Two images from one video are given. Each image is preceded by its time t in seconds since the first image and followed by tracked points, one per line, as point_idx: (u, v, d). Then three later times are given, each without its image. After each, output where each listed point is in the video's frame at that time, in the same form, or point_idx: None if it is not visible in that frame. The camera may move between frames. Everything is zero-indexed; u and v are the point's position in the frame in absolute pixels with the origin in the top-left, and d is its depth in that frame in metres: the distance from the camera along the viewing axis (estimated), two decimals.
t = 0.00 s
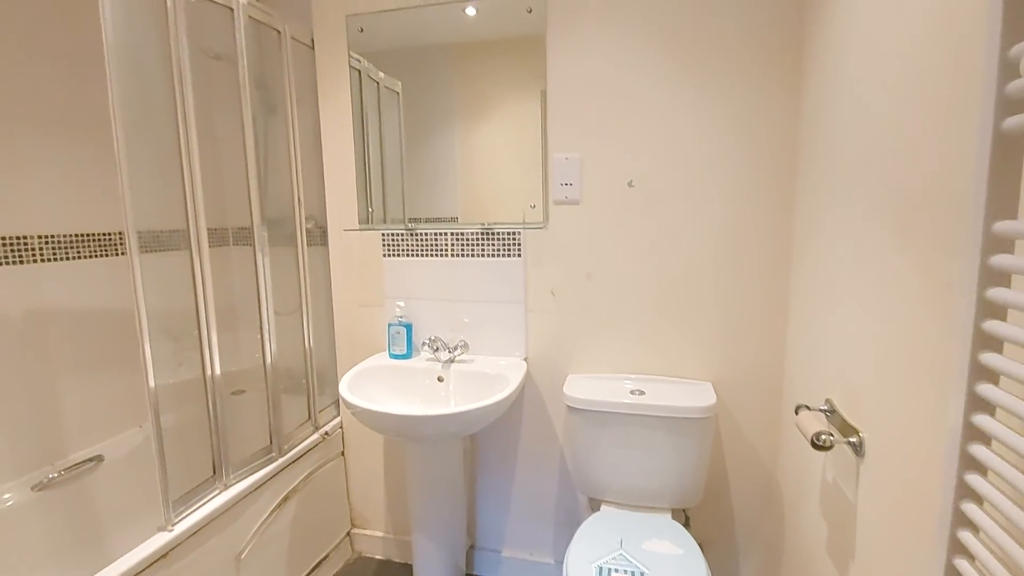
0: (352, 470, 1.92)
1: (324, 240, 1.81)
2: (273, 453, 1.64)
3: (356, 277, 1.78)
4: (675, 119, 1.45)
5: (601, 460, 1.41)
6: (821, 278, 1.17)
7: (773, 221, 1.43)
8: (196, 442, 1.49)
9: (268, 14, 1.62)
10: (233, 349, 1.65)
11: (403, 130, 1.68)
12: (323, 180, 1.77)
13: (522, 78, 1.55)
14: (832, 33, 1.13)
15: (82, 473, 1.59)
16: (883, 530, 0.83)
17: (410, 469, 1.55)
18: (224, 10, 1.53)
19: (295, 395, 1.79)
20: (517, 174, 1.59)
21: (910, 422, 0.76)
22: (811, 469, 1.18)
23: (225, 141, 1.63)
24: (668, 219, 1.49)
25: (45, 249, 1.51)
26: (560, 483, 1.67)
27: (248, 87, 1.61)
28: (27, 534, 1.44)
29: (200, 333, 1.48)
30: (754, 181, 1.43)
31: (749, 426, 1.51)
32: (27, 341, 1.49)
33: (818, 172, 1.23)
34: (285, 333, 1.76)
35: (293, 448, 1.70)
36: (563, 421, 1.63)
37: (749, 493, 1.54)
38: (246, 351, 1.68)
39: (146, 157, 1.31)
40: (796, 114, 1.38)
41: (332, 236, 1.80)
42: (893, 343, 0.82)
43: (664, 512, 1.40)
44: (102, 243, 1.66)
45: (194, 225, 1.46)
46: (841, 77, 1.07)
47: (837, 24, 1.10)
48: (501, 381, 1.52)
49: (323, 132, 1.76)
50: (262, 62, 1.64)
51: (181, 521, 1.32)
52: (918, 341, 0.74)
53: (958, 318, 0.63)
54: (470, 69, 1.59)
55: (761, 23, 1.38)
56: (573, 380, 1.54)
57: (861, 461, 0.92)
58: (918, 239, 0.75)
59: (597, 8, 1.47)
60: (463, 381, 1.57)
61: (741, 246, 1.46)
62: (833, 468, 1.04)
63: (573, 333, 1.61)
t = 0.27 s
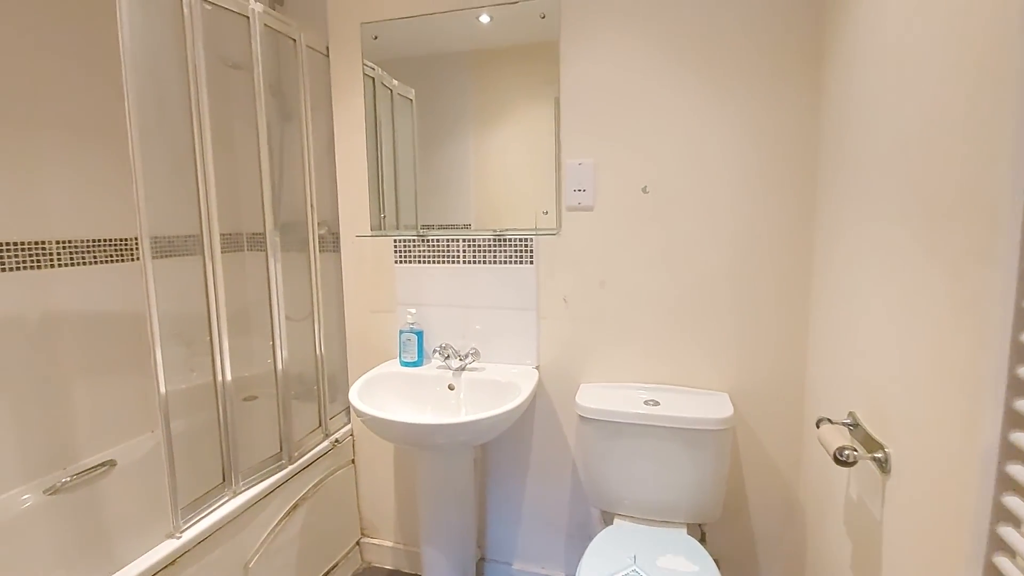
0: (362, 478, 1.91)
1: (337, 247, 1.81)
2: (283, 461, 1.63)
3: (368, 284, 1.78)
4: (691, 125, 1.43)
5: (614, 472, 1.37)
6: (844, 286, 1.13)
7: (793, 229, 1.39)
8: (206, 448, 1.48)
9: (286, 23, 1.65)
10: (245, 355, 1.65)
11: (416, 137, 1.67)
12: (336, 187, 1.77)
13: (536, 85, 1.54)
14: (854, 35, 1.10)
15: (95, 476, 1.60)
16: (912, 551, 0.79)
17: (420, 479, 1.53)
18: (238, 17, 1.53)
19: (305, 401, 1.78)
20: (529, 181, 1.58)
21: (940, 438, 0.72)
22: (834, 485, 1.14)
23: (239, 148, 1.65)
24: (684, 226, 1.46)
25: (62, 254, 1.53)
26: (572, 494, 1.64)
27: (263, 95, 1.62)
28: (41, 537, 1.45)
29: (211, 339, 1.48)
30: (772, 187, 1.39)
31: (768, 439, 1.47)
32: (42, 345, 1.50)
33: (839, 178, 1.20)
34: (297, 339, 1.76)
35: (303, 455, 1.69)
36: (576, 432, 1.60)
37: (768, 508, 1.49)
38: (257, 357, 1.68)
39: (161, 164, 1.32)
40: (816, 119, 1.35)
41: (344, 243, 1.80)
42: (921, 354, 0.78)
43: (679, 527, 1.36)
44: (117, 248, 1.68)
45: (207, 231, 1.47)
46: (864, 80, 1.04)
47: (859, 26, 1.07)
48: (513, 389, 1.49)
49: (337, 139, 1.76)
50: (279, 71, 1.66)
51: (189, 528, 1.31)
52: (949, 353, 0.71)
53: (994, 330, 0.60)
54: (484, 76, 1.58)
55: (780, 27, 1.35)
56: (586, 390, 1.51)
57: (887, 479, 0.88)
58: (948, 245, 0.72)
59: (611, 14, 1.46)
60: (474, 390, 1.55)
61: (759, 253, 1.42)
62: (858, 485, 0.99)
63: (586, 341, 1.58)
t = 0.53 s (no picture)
0: (374, 483, 1.89)
1: (350, 250, 1.80)
2: (294, 465, 1.62)
3: (382, 287, 1.77)
4: (711, 126, 1.39)
5: (629, 483, 1.33)
6: (873, 294, 1.08)
7: (817, 233, 1.34)
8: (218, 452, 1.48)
9: (299, 26, 1.63)
10: (258, 358, 1.64)
11: (432, 140, 1.66)
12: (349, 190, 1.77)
13: (552, 87, 1.52)
14: (884, 31, 1.05)
15: (111, 478, 1.60)
16: None
17: (431, 486, 1.51)
18: (251, 21, 1.52)
19: (318, 405, 1.77)
20: (544, 184, 1.55)
21: (978, 459, 0.67)
22: (863, 502, 1.09)
23: (253, 152, 1.65)
24: (703, 230, 1.42)
25: (81, 257, 1.55)
26: (587, 505, 1.60)
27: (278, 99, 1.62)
28: (56, 538, 1.45)
29: (223, 342, 1.48)
30: (795, 190, 1.34)
31: (790, 451, 1.42)
32: (60, 347, 1.52)
33: (867, 180, 1.15)
34: (311, 343, 1.75)
35: (315, 459, 1.68)
36: (590, 440, 1.56)
37: (790, 524, 1.43)
38: (270, 360, 1.68)
39: (175, 168, 1.32)
40: (843, 120, 1.29)
41: (357, 246, 1.79)
42: (956, 367, 0.73)
43: (697, 542, 1.31)
44: (134, 251, 1.69)
45: (219, 234, 1.47)
46: (894, 78, 0.99)
47: (890, 22, 1.02)
48: (525, 397, 1.46)
49: (351, 142, 1.75)
50: (294, 75, 1.66)
51: (199, 533, 1.30)
52: (987, 367, 0.66)
53: None
54: (500, 78, 1.56)
55: (804, 24, 1.30)
56: (600, 398, 1.47)
57: (920, 500, 0.83)
58: (986, 252, 0.67)
59: (628, 13, 1.42)
60: (486, 396, 1.53)
61: (781, 259, 1.37)
62: (888, 504, 0.94)
63: (601, 348, 1.54)
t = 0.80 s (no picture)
0: (393, 488, 1.89)
1: (370, 254, 1.80)
2: (313, 468, 1.62)
3: (401, 292, 1.76)
4: (737, 127, 1.34)
5: (651, 496, 1.30)
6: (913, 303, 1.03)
7: (850, 238, 1.28)
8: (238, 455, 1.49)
9: (320, 31, 1.63)
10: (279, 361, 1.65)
11: (454, 144, 1.65)
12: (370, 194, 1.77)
13: (573, 89, 1.49)
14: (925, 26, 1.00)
15: (136, 478, 1.62)
16: None
17: (448, 493, 1.49)
18: (273, 26, 1.52)
19: (337, 409, 1.78)
20: (565, 188, 1.53)
21: None
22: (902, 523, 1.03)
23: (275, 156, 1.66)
24: (728, 234, 1.38)
25: (110, 261, 1.59)
26: (607, 515, 1.56)
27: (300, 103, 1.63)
28: (83, 536, 1.48)
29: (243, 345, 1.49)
30: (827, 194, 1.29)
31: (821, 465, 1.36)
32: (88, 349, 1.55)
33: (906, 183, 1.09)
34: (331, 346, 1.75)
35: (334, 463, 1.68)
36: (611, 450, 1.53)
37: (821, 541, 1.37)
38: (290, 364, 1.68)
39: (199, 173, 1.34)
40: (878, 119, 1.24)
41: (377, 250, 1.79)
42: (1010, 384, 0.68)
43: (722, 558, 1.26)
44: (160, 255, 1.73)
45: (241, 238, 1.47)
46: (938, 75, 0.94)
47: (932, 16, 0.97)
48: (544, 404, 1.43)
49: (371, 147, 1.76)
50: (316, 79, 1.66)
51: (219, 535, 1.31)
52: None
53: None
54: (522, 81, 1.55)
55: (837, 20, 1.25)
56: (622, 407, 1.43)
57: (964, 525, 0.78)
58: None
59: (651, 13, 1.39)
60: (505, 403, 1.50)
61: (812, 264, 1.32)
62: (930, 526, 0.89)
63: (622, 355, 1.51)
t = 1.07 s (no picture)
0: (414, 496, 1.88)
1: (393, 261, 1.81)
2: (334, 476, 1.62)
3: (423, 299, 1.76)
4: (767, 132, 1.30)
5: (676, 513, 1.25)
6: (960, 317, 0.97)
7: (889, 247, 1.22)
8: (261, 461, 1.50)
9: (346, 42, 1.65)
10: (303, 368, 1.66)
11: (477, 151, 1.65)
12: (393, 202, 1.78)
13: (597, 94, 1.47)
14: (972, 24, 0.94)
15: (164, 480, 1.65)
16: None
17: (468, 504, 1.47)
18: (299, 38, 1.53)
19: (359, 416, 1.78)
20: (588, 196, 1.50)
21: None
22: (947, 550, 0.97)
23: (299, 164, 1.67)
24: (758, 243, 1.33)
25: (142, 267, 1.62)
26: (630, 531, 1.52)
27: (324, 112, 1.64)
28: (112, 538, 1.50)
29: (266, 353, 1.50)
30: (864, 201, 1.23)
31: (857, 485, 1.30)
32: (119, 354, 1.58)
33: (951, 190, 1.03)
34: (353, 354, 1.75)
35: (355, 471, 1.68)
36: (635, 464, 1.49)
37: (857, 564, 1.31)
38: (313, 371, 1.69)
39: (225, 182, 1.35)
40: (918, 123, 1.18)
41: (400, 257, 1.80)
42: None
43: None
44: (190, 262, 1.76)
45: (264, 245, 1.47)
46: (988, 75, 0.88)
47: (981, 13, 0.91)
48: (566, 416, 1.40)
49: (395, 154, 1.77)
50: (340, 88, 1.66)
51: (240, 542, 1.31)
52: None
53: None
54: (545, 87, 1.53)
55: (874, 19, 1.19)
56: (646, 420, 1.40)
57: (1017, 558, 0.73)
58: None
59: (678, 15, 1.35)
60: (526, 414, 1.48)
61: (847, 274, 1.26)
62: (979, 557, 0.83)
63: (646, 366, 1.47)
